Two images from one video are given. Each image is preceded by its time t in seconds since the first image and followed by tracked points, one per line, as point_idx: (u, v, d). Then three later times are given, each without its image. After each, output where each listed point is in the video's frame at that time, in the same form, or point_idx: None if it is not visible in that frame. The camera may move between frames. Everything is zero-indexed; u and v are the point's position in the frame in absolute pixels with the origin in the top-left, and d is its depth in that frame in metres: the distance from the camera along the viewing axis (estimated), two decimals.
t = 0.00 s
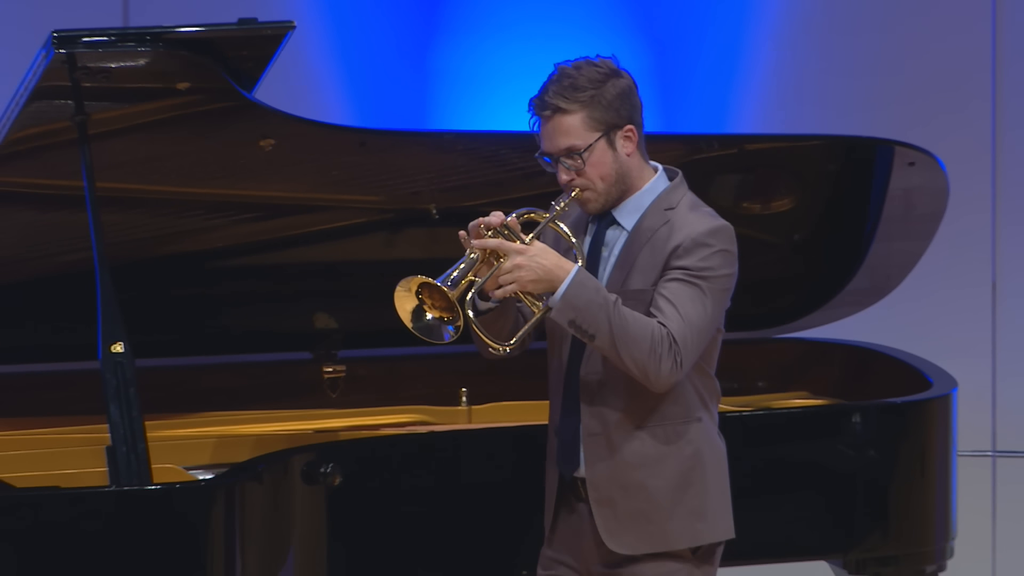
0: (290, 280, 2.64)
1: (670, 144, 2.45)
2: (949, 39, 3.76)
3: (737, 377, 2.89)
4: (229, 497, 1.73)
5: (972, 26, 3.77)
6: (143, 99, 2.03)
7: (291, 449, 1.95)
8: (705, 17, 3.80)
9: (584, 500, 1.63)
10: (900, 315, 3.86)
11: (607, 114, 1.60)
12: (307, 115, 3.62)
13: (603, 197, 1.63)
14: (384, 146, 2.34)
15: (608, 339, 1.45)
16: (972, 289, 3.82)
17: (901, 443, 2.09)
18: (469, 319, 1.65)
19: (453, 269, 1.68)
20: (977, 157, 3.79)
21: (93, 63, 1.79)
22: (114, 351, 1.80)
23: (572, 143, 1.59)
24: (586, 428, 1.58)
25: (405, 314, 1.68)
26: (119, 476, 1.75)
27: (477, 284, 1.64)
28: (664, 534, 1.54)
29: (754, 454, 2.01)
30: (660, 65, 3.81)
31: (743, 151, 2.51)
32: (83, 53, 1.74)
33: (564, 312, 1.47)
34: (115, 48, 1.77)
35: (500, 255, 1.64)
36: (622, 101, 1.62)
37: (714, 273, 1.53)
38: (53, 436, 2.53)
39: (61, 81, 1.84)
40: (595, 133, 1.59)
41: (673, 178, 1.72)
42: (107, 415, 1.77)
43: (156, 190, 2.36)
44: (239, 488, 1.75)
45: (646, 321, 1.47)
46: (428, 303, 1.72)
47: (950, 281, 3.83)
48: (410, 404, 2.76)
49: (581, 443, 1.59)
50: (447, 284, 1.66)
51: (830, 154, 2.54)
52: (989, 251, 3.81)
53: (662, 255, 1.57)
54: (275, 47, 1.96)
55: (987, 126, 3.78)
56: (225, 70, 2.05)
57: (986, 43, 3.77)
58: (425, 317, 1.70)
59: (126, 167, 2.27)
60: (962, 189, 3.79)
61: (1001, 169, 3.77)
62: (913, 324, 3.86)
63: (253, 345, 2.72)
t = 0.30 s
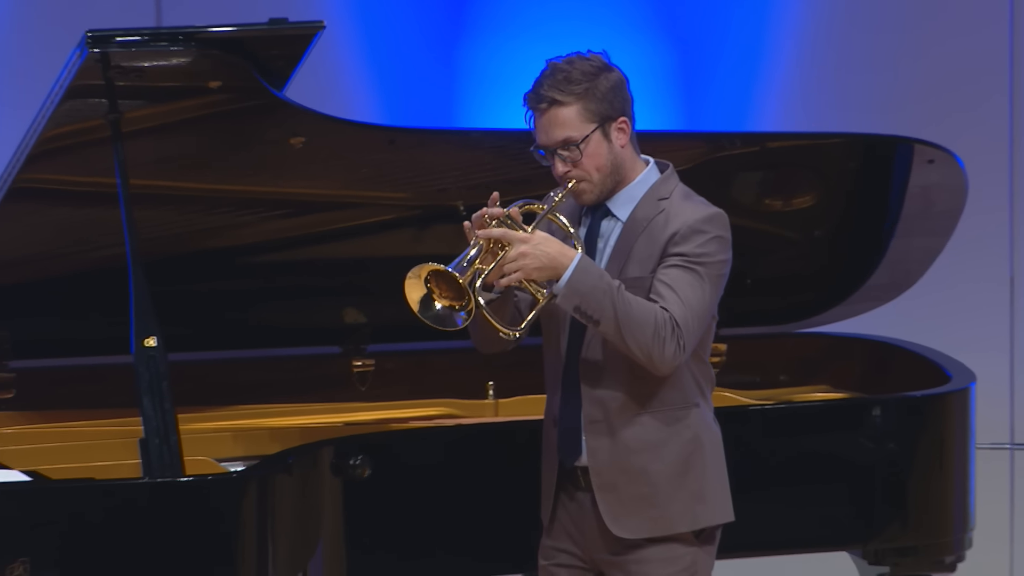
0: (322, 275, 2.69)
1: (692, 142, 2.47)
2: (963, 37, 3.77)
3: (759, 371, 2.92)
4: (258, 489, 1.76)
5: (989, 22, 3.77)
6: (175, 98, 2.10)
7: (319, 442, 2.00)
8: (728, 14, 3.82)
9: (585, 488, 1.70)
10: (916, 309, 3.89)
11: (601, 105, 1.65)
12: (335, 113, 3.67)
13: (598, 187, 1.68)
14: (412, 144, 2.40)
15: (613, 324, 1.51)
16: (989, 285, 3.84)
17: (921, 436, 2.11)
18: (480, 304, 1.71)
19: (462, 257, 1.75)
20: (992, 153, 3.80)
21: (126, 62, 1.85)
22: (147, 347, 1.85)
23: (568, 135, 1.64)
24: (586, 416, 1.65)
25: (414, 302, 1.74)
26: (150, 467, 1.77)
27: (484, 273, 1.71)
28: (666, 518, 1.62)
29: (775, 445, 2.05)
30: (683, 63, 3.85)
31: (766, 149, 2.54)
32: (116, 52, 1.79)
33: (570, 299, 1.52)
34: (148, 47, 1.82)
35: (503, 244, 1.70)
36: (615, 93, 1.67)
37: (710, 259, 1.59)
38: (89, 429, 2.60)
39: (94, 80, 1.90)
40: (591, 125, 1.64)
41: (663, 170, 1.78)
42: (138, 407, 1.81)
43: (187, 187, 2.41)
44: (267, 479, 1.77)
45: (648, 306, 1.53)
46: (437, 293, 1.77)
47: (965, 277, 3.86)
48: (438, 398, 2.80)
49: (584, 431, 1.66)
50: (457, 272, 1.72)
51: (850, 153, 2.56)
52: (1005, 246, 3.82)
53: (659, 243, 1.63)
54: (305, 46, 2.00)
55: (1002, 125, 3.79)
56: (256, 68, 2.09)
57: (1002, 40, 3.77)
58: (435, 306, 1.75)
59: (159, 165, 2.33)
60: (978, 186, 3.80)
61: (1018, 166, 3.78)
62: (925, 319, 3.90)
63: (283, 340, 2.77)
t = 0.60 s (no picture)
0: (352, 272, 2.75)
1: (716, 141, 2.50)
2: (988, 38, 3.81)
3: (782, 367, 2.95)
4: (291, 480, 1.77)
5: (1013, 24, 3.81)
6: (208, 99, 2.16)
7: (348, 438, 2.02)
8: (752, 15, 3.85)
9: (588, 479, 1.78)
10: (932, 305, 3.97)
11: (610, 101, 1.68)
12: (365, 113, 3.72)
13: (605, 182, 1.71)
14: (441, 143, 2.46)
15: (610, 315, 1.56)
16: (1007, 283, 3.92)
17: (941, 431, 2.14)
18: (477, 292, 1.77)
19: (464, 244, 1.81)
20: (1013, 154, 3.85)
21: (159, 63, 1.90)
22: (180, 342, 1.90)
23: (576, 129, 1.67)
24: (588, 406, 1.72)
25: (412, 286, 1.80)
26: (184, 462, 1.77)
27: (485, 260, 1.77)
28: (665, 508, 1.68)
29: (796, 439, 2.08)
30: (706, 63, 3.88)
31: (788, 149, 2.56)
32: (150, 53, 1.85)
33: (569, 287, 1.58)
34: (181, 48, 1.88)
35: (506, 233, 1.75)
36: (624, 90, 1.71)
37: (712, 253, 1.63)
38: (125, 423, 2.67)
39: (128, 81, 1.96)
40: (599, 119, 1.68)
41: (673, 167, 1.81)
42: (172, 403, 1.84)
43: (219, 186, 2.47)
44: (297, 473, 1.79)
45: (646, 298, 1.57)
46: (437, 278, 1.83)
47: (984, 276, 3.93)
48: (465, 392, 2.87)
49: (586, 420, 1.73)
50: (457, 259, 1.79)
51: (872, 152, 2.59)
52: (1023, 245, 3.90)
53: (663, 237, 1.67)
54: (335, 47, 2.05)
55: None
56: (287, 69, 2.14)
57: None
58: (433, 291, 1.81)
59: (191, 164, 2.38)
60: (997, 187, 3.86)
61: None
62: (948, 316, 3.96)
63: (313, 336, 2.83)
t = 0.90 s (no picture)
0: (378, 272, 2.80)
1: (735, 144, 2.53)
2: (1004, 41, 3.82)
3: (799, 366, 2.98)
4: (317, 477, 1.80)
5: None
6: (234, 102, 2.21)
7: (372, 435, 2.07)
8: (769, 18, 3.89)
9: (597, 473, 1.83)
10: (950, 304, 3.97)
11: (626, 100, 1.73)
12: (389, 115, 3.77)
13: (620, 179, 1.75)
14: (464, 145, 2.50)
15: (621, 306, 1.60)
16: None
17: (955, 428, 2.17)
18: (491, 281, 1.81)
19: (478, 234, 1.86)
20: None
21: (188, 66, 1.96)
22: (208, 341, 1.93)
23: (592, 126, 1.71)
24: (598, 398, 1.77)
25: (427, 271, 1.87)
26: (212, 460, 1.80)
27: (498, 249, 1.82)
28: (671, 500, 1.73)
29: (813, 437, 2.11)
30: (722, 65, 3.91)
31: (806, 151, 2.59)
32: (179, 57, 1.91)
33: (581, 278, 1.62)
34: (209, 52, 1.93)
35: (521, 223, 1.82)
36: (640, 89, 1.75)
37: (722, 250, 1.67)
38: (153, 420, 2.73)
39: (156, 84, 2.02)
40: (615, 117, 1.72)
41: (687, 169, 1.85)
42: (200, 399, 1.89)
43: (246, 187, 2.52)
44: (324, 470, 1.82)
45: (657, 291, 1.61)
46: (451, 264, 1.89)
47: (1000, 276, 3.94)
48: (486, 389, 2.92)
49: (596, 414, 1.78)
50: (472, 246, 1.84)
51: (889, 153, 2.61)
52: None
53: (675, 233, 1.72)
54: (360, 50, 2.10)
55: None
56: (313, 72, 2.19)
57: None
58: (447, 278, 1.87)
59: (219, 166, 2.44)
60: (1014, 188, 3.86)
61: None
62: (966, 314, 3.97)
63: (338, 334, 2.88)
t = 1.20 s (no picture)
0: (399, 271, 2.85)
1: (750, 145, 2.56)
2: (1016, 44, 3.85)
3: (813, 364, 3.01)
4: (338, 473, 1.84)
5: None
6: (258, 104, 2.26)
7: (395, 431, 2.11)
8: (785, 20, 3.92)
9: (612, 467, 1.86)
10: (965, 302, 3.97)
11: (644, 97, 1.76)
12: (410, 117, 3.81)
13: (637, 175, 1.78)
14: (483, 146, 2.55)
15: (641, 298, 1.63)
16: None
17: (967, 424, 2.20)
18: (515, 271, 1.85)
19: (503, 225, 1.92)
20: None
21: (213, 69, 2.01)
22: (232, 338, 1.98)
23: (611, 122, 1.75)
24: (615, 390, 1.82)
25: (452, 262, 1.88)
26: (236, 456, 1.84)
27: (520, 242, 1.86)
28: (686, 493, 1.77)
29: (827, 432, 2.14)
30: (739, 66, 3.94)
31: (822, 152, 2.62)
32: (204, 59, 1.95)
33: (601, 271, 1.65)
34: (233, 55, 1.97)
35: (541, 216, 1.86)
36: (658, 89, 1.79)
37: (738, 246, 1.71)
38: (179, 417, 2.78)
39: (182, 86, 2.07)
40: (633, 114, 1.75)
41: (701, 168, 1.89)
42: (224, 396, 1.90)
43: (269, 188, 2.57)
44: (345, 465, 1.86)
45: (675, 285, 1.65)
46: (474, 256, 1.91)
47: (1013, 275, 3.95)
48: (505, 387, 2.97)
49: (612, 406, 1.83)
50: (498, 235, 1.90)
51: (900, 155, 2.64)
52: None
53: (692, 229, 1.76)
54: (383, 54, 2.14)
55: None
56: (336, 75, 2.24)
57: None
58: (471, 269, 1.89)
59: (243, 167, 2.49)
60: None
61: None
62: (982, 312, 3.98)
63: (360, 332, 2.93)
